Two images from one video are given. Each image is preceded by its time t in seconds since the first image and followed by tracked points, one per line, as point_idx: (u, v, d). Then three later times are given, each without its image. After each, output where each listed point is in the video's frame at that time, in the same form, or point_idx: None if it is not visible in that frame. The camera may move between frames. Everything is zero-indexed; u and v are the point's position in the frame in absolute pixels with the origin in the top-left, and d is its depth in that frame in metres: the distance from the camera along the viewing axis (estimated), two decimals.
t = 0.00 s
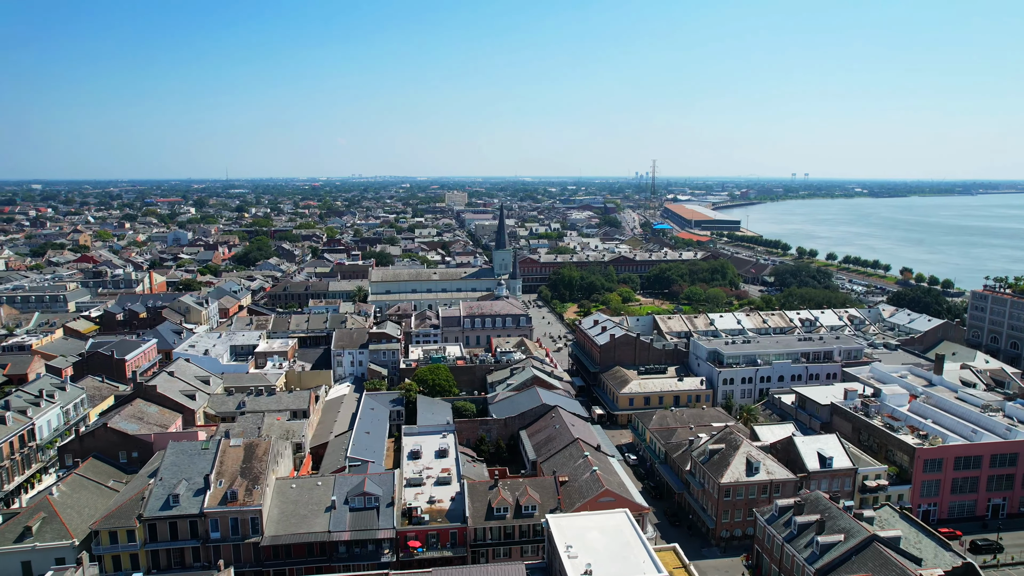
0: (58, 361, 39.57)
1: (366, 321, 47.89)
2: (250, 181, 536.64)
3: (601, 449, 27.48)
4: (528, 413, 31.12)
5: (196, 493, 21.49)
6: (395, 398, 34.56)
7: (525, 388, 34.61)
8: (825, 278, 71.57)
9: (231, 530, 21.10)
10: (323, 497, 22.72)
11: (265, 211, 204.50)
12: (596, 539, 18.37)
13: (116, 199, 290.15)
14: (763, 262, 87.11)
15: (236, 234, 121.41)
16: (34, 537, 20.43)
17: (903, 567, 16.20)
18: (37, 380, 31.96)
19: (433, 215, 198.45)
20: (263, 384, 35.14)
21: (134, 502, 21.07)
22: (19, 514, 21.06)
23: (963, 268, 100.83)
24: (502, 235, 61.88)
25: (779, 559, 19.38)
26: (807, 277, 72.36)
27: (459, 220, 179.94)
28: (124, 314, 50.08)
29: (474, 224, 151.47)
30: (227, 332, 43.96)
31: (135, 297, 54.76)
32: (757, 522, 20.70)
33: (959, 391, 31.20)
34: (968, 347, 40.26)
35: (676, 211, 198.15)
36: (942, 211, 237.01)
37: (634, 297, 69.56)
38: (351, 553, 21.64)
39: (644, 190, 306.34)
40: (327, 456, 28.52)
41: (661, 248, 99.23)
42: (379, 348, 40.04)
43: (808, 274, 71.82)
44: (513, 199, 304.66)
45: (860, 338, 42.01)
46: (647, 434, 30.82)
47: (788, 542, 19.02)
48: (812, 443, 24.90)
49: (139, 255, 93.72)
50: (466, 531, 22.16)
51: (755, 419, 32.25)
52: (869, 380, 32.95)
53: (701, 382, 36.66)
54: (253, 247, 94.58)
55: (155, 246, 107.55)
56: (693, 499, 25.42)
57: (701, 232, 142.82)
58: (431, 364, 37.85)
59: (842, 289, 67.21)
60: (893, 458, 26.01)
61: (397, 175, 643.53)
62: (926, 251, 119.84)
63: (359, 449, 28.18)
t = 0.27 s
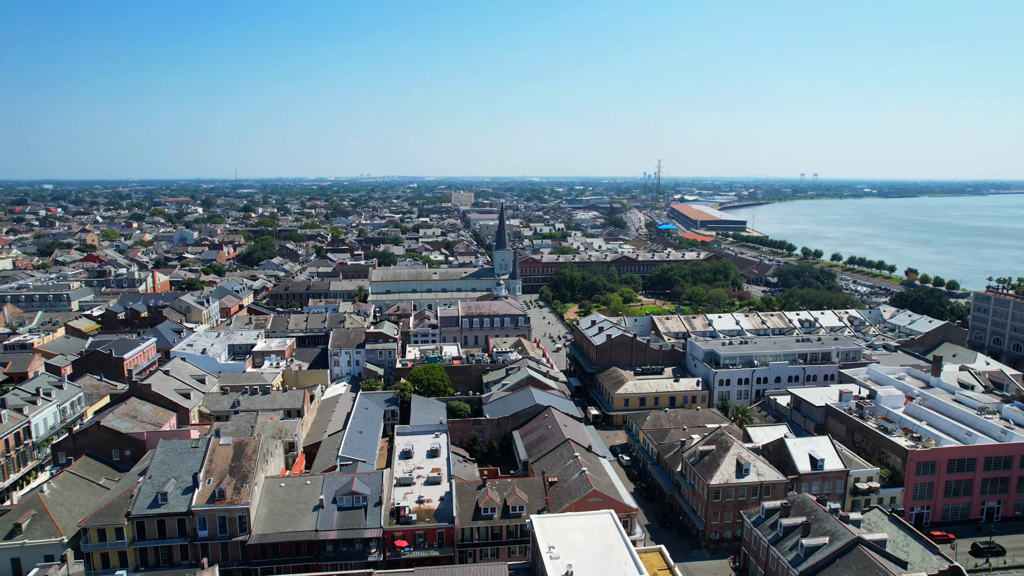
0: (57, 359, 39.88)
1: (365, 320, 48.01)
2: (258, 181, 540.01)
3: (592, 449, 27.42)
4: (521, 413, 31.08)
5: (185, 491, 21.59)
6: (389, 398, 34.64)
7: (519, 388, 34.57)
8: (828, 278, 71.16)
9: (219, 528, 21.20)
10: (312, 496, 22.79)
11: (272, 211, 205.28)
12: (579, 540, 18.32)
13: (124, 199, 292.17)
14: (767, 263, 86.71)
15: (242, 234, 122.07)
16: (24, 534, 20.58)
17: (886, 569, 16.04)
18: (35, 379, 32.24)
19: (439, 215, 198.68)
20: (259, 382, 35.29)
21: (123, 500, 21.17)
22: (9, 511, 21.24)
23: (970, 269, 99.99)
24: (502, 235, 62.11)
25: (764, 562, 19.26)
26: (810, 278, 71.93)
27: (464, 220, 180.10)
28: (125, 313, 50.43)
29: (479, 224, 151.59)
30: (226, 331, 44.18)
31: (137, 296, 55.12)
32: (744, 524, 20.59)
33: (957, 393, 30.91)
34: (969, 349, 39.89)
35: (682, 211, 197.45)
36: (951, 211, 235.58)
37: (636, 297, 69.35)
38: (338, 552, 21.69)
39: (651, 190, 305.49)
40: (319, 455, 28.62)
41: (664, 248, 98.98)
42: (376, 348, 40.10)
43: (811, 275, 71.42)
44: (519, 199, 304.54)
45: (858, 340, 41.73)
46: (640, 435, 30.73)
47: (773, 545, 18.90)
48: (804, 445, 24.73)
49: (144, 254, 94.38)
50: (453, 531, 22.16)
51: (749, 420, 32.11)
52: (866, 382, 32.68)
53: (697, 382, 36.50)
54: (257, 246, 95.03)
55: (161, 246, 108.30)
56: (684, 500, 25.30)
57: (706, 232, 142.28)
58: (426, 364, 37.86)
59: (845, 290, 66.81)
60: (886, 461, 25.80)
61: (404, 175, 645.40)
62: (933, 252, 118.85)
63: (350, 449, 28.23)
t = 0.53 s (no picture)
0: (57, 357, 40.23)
1: (364, 320, 48.14)
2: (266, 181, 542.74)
3: (583, 450, 27.35)
4: (514, 414, 31.04)
5: (173, 489, 21.71)
6: (384, 397, 34.71)
7: (514, 388, 34.54)
8: (832, 279, 70.73)
9: (207, 526, 21.30)
10: (300, 494, 22.87)
11: (279, 211, 206.22)
12: (562, 540, 18.26)
13: (133, 199, 294.29)
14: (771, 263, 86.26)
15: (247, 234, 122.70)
16: (13, 531, 20.75)
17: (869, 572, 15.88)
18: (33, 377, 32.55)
19: (444, 215, 198.85)
20: (255, 381, 35.45)
21: (111, 498, 21.31)
22: None
23: (977, 270, 99.09)
24: (503, 235, 62.13)
25: (750, 564, 19.15)
26: (814, 278, 71.50)
27: (470, 220, 180.25)
28: (127, 312, 50.82)
29: (484, 224, 151.67)
30: (225, 330, 44.41)
31: (139, 295, 55.51)
32: (731, 526, 20.47)
33: (954, 395, 30.64)
34: (970, 351, 39.53)
35: (688, 211, 196.81)
36: (960, 211, 233.93)
37: (638, 298, 69.17)
38: (326, 551, 21.76)
39: (658, 189, 304.60)
40: (312, 454, 28.71)
41: (667, 248, 98.71)
42: (373, 347, 40.33)
43: (815, 275, 71.00)
44: (525, 199, 304.47)
45: (858, 341, 41.45)
46: (634, 436, 30.65)
47: (758, 547, 18.79)
48: (795, 447, 24.57)
49: (149, 254, 95.03)
50: (440, 531, 22.18)
51: (744, 422, 31.96)
52: (862, 383, 32.45)
53: (694, 383, 36.36)
54: (261, 246, 95.45)
55: (166, 245, 109.04)
56: (674, 502, 25.19)
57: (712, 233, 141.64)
58: (422, 364, 37.90)
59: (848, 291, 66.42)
60: (879, 463, 25.61)
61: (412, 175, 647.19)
62: (941, 253, 117.82)
63: (342, 448, 28.30)
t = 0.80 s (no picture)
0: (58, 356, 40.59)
1: (363, 319, 48.25)
2: (274, 181, 545.23)
3: (574, 451, 27.32)
4: (507, 414, 31.03)
5: (162, 487, 21.84)
6: (379, 396, 34.78)
7: (508, 388, 34.52)
8: (835, 279, 70.26)
9: (195, 525, 21.41)
10: (289, 493, 22.95)
11: (285, 210, 206.82)
12: (545, 541, 18.21)
13: (142, 199, 296.12)
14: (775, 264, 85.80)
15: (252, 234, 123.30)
16: (4, 528, 20.95)
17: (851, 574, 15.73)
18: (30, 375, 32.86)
19: (450, 215, 199.10)
20: (251, 380, 35.60)
21: (101, 496, 21.47)
22: None
23: (984, 271, 98.15)
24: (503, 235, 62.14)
25: (735, 567, 19.03)
26: (817, 279, 71.05)
27: (475, 220, 180.38)
28: (128, 311, 51.21)
29: (489, 224, 151.74)
30: (223, 330, 44.65)
31: (141, 295, 55.91)
32: (718, 528, 20.36)
33: (950, 396, 30.37)
34: (970, 353, 39.19)
35: (694, 210, 196.05)
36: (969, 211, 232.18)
37: (639, 298, 68.97)
38: (313, 549, 21.84)
39: (664, 189, 303.68)
40: (304, 453, 28.81)
41: (671, 249, 98.42)
42: (369, 347, 40.65)
43: (818, 276, 70.56)
44: (532, 199, 304.35)
45: (857, 342, 41.15)
46: (627, 437, 30.57)
47: (743, 549, 18.68)
48: (786, 448, 24.43)
49: (154, 253, 95.70)
50: (427, 531, 22.22)
51: (739, 423, 31.81)
52: (858, 385, 32.25)
53: (689, 384, 36.20)
54: (265, 246, 95.89)
55: (172, 245, 109.77)
56: (664, 503, 25.09)
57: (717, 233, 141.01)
58: (417, 364, 37.95)
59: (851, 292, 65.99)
60: (871, 465, 25.42)
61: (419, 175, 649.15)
62: (949, 254, 116.79)
63: (334, 447, 28.37)
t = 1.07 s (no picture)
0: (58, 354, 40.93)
1: (361, 319, 48.37)
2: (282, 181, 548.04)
3: (565, 451, 27.28)
4: (500, 414, 31.02)
5: (151, 485, 21.97)
6: (374, 396, 34.86)
7: (503, 388, 34.50)
8: (839, 280, 69.82)
9: (183, 523, 21.53)
10: (278, 492, 23.06)
11: (292, 210, 207.60)
12: (528, 542, 18.19)
13: (151, 199, 298.16)
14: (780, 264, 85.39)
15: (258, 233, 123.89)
16: None
17: None
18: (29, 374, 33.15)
19: (455, 215, 199.29)
20: (247, 379, 35.76)
21: (90, 493, 21.62)
22: None
23: (992, 273, 97.27)
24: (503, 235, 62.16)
25: (720, 569, 18.93)
26: (820, 279, 70.63)
27: (480, 220, 180.49)
28: (130, 310, 51.56)
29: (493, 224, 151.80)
30: (223, 329, 44.88)
31: (143, 294, 56.29)
32: (704, 531, 20.28)
33: (947, 399, 30.10)
34: (970, 354, 38.84)
35: (700, 210, 195.35)
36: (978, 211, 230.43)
37: (640, 299, 68.80)
38: (301, 548, 21.91)
39: (671, 189, 302.82)
40: (297, 452, 28.92)
41: (674, 249, 98.12)
42: (366, 346, 40.63)
43: (821, 277, 70.14)
44: (538, 199, 304.20)
45: (856, 344, 40.86)
46: (620, 438, 30.52)
47: (727, 552, 18.59)
48: (776, 450, 24.30)
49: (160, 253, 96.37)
50: (414, 530, 22.26)
51: (733, 424, 31.68)
52: (854, 386, 32.04)
53: (685, 385, 36.07)
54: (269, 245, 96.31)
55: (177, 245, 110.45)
56: (654, 504, 25.00)
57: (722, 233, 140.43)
58: (412, 364, 38.00)
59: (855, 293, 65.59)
60: (864, 468, 25.24)
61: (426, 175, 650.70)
62: (956, 255, 115.79)
63: (326, 446, 28.46)
